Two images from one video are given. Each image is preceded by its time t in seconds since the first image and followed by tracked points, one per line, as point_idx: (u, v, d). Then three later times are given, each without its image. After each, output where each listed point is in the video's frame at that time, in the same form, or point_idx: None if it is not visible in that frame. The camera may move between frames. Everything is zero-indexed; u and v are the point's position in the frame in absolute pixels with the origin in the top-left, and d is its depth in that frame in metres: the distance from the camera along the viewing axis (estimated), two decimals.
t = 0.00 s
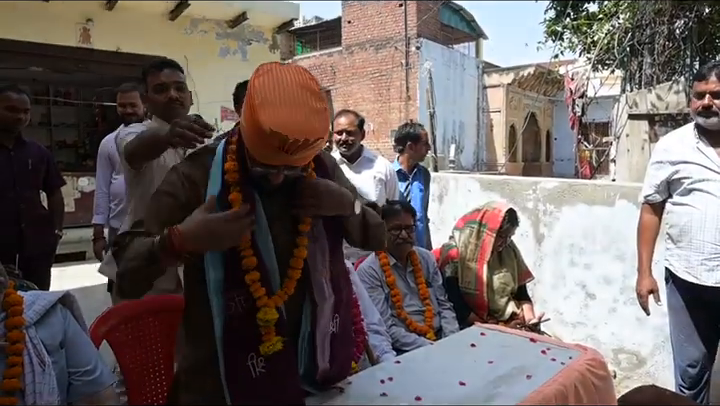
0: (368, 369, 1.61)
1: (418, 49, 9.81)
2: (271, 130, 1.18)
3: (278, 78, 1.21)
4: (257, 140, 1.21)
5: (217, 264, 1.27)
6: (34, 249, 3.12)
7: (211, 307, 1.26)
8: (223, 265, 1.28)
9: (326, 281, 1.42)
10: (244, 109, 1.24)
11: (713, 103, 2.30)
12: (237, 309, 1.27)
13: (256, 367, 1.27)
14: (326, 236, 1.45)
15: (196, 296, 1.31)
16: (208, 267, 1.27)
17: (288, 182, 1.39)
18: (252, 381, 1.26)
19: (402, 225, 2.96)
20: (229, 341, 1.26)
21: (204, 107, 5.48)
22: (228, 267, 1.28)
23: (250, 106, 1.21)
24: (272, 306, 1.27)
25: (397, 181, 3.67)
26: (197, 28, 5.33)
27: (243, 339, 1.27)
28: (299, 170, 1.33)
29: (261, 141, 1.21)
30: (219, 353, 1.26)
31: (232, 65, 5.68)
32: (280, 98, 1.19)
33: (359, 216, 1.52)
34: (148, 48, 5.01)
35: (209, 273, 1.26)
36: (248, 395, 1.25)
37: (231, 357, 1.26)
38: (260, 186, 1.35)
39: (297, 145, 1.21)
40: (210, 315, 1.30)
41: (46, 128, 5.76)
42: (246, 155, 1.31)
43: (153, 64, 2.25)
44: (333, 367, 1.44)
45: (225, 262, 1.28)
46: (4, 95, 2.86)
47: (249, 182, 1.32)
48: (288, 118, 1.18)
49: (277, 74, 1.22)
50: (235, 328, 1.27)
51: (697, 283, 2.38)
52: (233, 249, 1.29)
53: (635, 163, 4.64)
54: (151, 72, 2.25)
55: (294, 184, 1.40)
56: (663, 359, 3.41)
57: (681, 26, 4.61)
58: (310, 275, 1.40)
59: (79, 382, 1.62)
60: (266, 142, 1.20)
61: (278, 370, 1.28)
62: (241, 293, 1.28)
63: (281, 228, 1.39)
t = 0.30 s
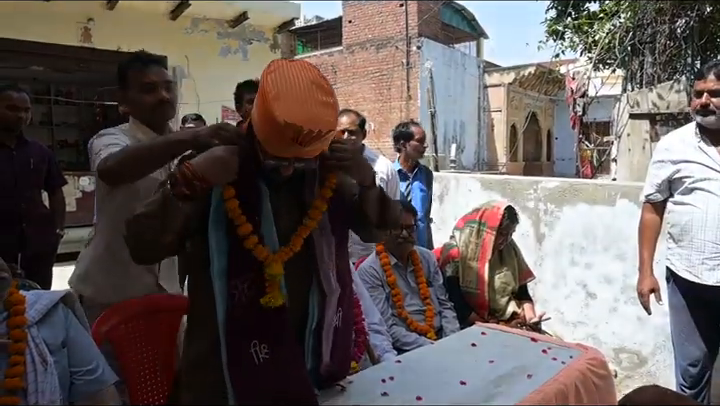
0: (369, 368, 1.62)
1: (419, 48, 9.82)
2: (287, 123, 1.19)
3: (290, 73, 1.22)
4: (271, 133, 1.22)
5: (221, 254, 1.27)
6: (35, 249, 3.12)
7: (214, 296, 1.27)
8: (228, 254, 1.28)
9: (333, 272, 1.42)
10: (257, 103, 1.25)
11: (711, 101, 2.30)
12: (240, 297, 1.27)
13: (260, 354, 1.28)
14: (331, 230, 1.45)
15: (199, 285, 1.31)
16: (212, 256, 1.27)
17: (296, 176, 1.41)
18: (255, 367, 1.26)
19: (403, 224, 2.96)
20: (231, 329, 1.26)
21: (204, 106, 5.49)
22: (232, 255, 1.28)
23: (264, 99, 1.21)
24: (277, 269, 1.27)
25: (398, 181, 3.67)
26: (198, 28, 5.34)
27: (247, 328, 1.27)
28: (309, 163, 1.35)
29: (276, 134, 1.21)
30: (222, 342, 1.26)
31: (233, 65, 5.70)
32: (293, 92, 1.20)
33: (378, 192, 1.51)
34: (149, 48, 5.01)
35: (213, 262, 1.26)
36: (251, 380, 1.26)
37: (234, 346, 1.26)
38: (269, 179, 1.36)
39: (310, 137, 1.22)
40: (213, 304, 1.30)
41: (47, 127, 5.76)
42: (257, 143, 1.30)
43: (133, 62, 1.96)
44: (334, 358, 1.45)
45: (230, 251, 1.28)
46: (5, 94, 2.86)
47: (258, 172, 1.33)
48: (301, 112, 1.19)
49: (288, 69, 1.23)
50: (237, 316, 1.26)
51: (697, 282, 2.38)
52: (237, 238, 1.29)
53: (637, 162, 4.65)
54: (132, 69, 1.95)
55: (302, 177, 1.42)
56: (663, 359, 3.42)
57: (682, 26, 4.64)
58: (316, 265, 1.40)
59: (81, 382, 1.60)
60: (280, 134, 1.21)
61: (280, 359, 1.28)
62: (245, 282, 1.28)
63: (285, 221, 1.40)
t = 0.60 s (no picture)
0: (370, 368, 1.62)
1: (419, 48, 9.83)
2: (289, 128, 1.21)
3: (294, 79, 1.24)
4: (273, 135, 1.23)
5: (226, 247, 1.27)
6: (37, 249, 3.13)
7: (218, 289, 1.27)
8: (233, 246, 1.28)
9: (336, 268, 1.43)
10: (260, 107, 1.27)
11: (711, 102, 2.30)
12: (243, 291, 1.27)
13: (262, 347, 1.27)
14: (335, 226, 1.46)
15: (203, 278, 1.32)
16: (217, 250, 1.28)
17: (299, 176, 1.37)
18: (257, 360, 1.26)
19: (404, 224, 2.97)
20: (234, 323, 1.26)
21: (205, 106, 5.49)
22: (236, 248, 1.28)
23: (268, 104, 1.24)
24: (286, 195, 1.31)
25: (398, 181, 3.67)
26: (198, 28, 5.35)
27: (250, 320, 1.26)
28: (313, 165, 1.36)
29: (277, 137, 1.23)
30: (224, 333, 1.26)
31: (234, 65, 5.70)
32: (296, 98, 1.23)
33: (384, 149, 1.48)
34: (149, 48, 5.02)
35: (217, 256, 1.27)
36: (253, 372, 1.25)
37: (236, 339, 1.26)
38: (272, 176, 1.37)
39: (310, 143, 1.24)
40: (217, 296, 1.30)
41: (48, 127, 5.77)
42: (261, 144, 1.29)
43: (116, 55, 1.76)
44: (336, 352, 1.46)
45: (235, 244, 1.28)
46: (5, 94, 2.86)
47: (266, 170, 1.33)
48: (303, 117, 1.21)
49: (293, 75, 1.25)
50: (240, 310, 1.26)
51: (697, 281, 2.38)
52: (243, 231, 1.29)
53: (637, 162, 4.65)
54: (117, 63, 1.76)
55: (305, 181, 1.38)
56: (662, 359, 3.43)
57: (682, 26, 4.64)
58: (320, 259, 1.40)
59: (81, 381, 1.60)
60: (282, 138, 1.22)
61: (282, 352, 1.28)
62: (249, 275, 1.28)
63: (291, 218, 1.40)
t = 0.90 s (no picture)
0: (371, 368, 1.63)
1: (420, 49, 9.84)
2: (294, 116, 1.28)
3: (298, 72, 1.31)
4: (278, 125, 1.29)
5: (230, 243, 1.27)
6: (38, 250, 3.13)
7: (222, 285, 1.28)
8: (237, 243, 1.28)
9: (337, 267, 1.44)
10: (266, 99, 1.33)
11: (712, 102, 2.30)
12: (246, 288, 1.26)
13: (265, 344, 1.27)
14: (338, 224, 1.45)
15: (206, 275, 1.32)
16: (221, 246, 1.28)
17: (303, 174, 1.41)
18: (260, 357, 1.26)
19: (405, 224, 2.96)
20: (236, 320, 1.26)
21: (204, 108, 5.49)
22: (240, 244, 1.27)
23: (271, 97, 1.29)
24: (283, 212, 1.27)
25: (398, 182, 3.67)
26: (199, 29, 5.35)
27: (254, 317, 1.26)
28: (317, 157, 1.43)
29: (282, 127, 1.30)
30: (227, 330, 1.27)
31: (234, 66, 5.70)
32: (299, 88, 1.29)
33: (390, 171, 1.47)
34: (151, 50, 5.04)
35: (221, 252, 1.27)
36: (255, 369, 1.26)
37: (239, 336, 1.26)
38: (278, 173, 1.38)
39: (315, 129, 1.31)
40: (220, 293, 1.31)
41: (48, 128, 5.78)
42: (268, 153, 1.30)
43: (115, 53, 1.71)
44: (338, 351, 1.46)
45: (240, 241, 1.28)
46: (6, 95, 2.86)
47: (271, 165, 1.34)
48: (308, 105, 1.28)
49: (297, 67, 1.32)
50: (243, 307, 1.26)
51: (698, 281, 2.38)
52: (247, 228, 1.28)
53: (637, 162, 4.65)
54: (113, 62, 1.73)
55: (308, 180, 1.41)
56: (663, 359, 3.43)
57: (683, 26, 4.65)
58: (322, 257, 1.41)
59: (84, 383, 1.61)
60: (287, 127, 1.29)
61: (284, 351, 1.28)
62: (251, 272, 1.27)
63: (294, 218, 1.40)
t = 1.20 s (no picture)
0: (371, 369, 1.63)
1: (421, 50, 9.85)
2: (301, 105, 1.21)
3: (300, 65, 1.25)
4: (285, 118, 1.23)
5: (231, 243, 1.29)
6: (39, 250, 3.13)
7: (223, 284, 1.29)
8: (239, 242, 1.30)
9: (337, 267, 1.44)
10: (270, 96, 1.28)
11: (713, 104, 2.29)
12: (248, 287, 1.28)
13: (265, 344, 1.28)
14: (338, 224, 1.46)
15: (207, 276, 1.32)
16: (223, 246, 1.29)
17: (305, 173, 1.44)
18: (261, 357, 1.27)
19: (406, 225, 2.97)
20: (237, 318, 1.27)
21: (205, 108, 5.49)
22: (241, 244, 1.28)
23: (275, 89, 1.25)
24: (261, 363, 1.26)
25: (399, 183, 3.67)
26: (200, 29, 5.36)
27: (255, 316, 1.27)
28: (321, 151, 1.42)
29: (288, 115, 1.23)
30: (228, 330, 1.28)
31: (236, 66, 5.71)
32: (302, 79, 1.24)
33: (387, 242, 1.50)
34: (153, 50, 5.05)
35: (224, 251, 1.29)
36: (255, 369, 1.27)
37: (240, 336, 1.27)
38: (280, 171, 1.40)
39: (323, 117, 1.23)
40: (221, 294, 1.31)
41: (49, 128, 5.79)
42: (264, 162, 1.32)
43: (129, 66, 1.66)
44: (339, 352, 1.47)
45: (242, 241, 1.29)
46: (8, 95, 2.86)
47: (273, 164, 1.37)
48: (313, 93, 1.21)
49: (298, 62, 1.26)
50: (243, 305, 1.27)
51: (698, 283, 2.38)
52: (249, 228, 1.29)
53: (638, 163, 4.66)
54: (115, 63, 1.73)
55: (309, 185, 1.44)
56: (663, 360, 3.43)
57: (683, 28, 4.62)
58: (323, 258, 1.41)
59: (84, 382, 1.62)
60: (294, 118, 1.23)
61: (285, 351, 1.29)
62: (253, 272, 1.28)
63: (297, 222, 1.41)
